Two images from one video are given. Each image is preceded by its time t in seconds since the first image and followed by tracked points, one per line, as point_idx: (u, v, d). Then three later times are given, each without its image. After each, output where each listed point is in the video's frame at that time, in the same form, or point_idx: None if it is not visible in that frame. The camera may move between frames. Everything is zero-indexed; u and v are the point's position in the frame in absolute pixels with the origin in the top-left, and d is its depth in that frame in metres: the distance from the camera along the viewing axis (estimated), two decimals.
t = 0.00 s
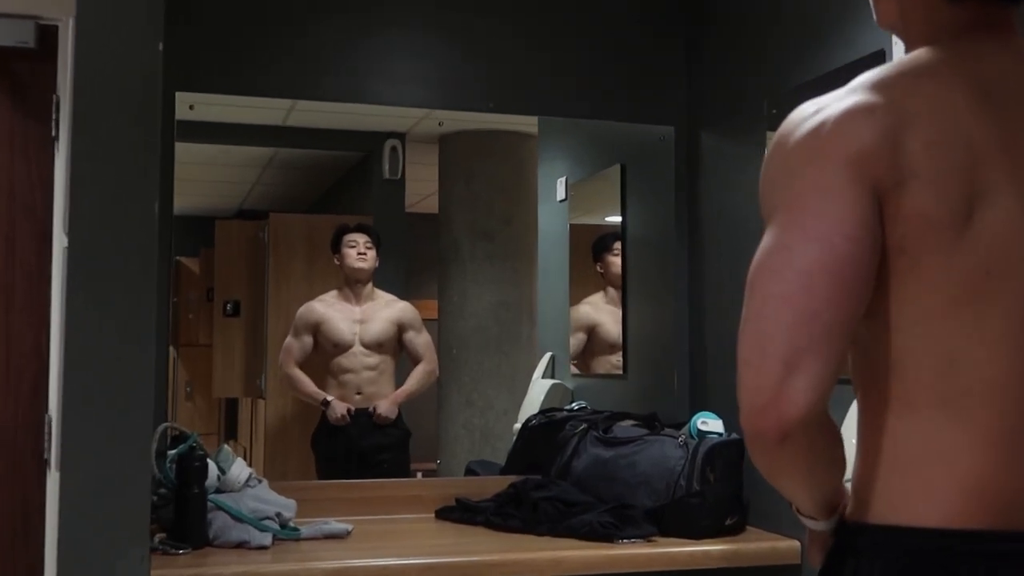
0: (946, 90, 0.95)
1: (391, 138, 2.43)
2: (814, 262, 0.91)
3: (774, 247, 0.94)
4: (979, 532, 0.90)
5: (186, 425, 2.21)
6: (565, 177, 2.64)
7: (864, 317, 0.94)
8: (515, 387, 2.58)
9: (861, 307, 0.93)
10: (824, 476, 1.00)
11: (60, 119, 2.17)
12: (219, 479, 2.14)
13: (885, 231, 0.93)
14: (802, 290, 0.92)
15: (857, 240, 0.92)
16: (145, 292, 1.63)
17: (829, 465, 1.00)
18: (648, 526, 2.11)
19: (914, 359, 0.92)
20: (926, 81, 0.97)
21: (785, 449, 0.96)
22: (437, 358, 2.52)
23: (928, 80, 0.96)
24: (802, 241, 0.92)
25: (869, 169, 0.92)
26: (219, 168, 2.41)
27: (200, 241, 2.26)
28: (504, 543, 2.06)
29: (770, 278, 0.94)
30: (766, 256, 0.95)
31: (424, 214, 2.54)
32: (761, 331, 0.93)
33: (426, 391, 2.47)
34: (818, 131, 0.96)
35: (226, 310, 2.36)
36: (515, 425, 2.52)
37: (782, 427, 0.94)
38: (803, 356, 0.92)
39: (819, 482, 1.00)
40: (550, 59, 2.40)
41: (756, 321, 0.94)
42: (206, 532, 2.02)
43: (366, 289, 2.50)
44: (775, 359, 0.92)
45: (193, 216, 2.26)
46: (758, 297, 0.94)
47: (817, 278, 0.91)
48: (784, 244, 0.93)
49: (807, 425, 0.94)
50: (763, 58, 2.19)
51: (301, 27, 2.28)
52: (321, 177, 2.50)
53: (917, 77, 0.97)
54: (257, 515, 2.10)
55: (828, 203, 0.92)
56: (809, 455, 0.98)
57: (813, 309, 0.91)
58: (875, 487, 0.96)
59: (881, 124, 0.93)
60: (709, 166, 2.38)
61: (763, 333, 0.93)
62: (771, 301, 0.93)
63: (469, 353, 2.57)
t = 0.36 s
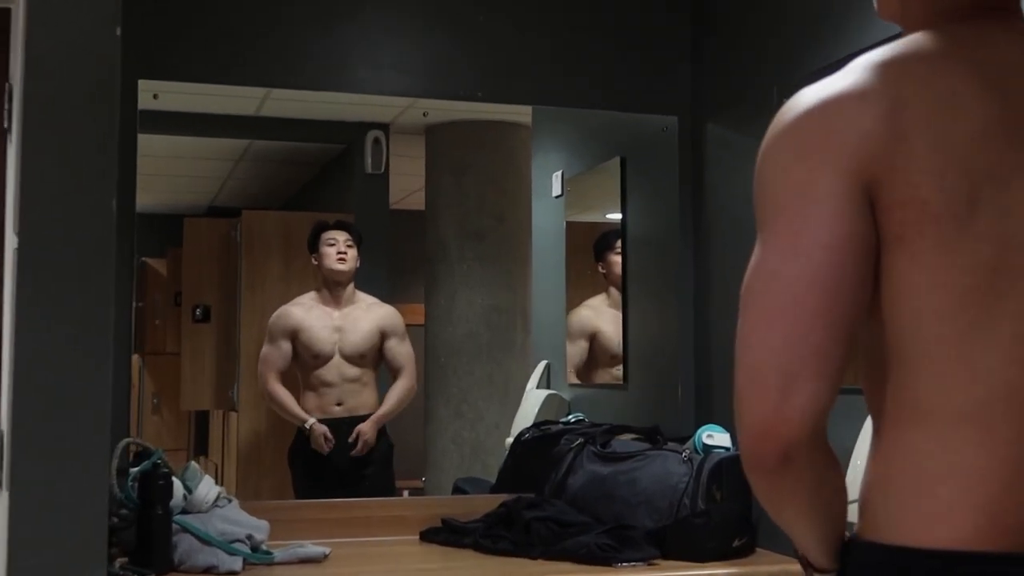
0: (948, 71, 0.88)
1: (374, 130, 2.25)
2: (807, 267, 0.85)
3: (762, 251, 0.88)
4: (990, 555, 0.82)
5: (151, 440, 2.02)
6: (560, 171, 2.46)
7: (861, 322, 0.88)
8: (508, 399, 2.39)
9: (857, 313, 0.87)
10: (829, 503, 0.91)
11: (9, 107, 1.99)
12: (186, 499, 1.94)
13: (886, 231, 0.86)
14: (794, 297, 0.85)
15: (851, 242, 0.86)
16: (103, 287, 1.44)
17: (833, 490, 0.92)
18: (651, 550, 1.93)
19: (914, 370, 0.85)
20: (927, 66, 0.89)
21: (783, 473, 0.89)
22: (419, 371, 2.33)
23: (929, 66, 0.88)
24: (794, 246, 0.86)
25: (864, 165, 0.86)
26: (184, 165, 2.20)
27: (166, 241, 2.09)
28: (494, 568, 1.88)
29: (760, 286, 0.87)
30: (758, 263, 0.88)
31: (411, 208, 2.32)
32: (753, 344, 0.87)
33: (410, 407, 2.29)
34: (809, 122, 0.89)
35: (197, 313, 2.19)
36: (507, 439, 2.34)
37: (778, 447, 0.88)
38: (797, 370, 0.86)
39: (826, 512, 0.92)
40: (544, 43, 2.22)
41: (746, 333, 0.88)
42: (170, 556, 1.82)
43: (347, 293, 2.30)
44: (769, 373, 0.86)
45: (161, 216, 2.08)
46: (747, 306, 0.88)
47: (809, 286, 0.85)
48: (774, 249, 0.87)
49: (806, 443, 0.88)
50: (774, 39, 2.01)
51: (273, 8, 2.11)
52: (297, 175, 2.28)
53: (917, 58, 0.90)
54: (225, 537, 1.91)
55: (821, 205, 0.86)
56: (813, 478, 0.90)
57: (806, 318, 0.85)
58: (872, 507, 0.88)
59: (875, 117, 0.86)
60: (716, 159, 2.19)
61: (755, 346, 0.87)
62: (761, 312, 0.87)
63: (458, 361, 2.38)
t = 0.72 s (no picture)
0: (974, 50, 0.78)
1: (354, 118, 2.08)
2: (816, 255, 0.75)
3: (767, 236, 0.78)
4: (1001, 570, 0.74)
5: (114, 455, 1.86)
6: (556, 164, 2.28)
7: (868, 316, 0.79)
8: (499, 410, 2.21)
9: (866, 306, 0.78)
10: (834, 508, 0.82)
11: None
12: (148, 518, 1.78)
13: (897, 215, 0.76)
14: (803, 288, 0.75)
15: (861, 231, 0.77)
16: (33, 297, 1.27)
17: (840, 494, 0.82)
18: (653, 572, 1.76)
19: (932, 368, 0.75)
20: (950, 40, 0.79)
21: (780, 481, 0.79)
22: (405, 381, 2.15)
23: (959, 49, 0.78)
24: (802, 232, 0.76)
25: (884, 144, 0.76)
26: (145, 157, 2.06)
27: (131, 239, 1.93)
28: None
29: (764, 275, 0.77)
30: (761, 251, 0.79)
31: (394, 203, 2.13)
32: (754, 342, 0.77)
33: (387, 416, 2.12)
34: (820, 102, 0.79)
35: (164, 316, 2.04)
36: (498, 453, 2.17)
37: (779, 454, 0.77)
38: (803, 371, 0.76)
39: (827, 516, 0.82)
40: (538, 27, 2.05)
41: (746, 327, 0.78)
42: None
43: (334, 295, 2.14)
44: (772, 374, 0.76)
45: (122, 212, 1.91)
46: (748, 298, 0.78)
47: (819, 276, 0.75)
48: (780, 233, 0.77)
49: (809, 450, 0.78)
50: (786, 24, 1.85)
51: None
52: (270, 167, 2.12)
53: (938, 35, 0.80)
54: (191, 559, 1.74)
55: (832, 186, 0.76)
56: (815, 487, 0.80)
57: (815, 313, 0.75)
58: (872, 510, 0.80)
59: (896, 94, 0.77)
60: (721, 153, 2.03)
61: (755, 341, 0.77)
62: (764, 304, 0.76)
63: (445, 367, 2.20)
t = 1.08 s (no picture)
0: None
1: (339, 108, 1.91)
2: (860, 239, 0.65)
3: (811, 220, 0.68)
4: None
5: (80, 470, 1.70)
6: (556, 157, 2.11)
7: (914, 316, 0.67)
8: (494, 422, 2.06)
9: (913, 302, 0.67)
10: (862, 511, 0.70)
11: None
12: (118, 539, 1.64)
13: (945, 197, 0.65)
14: (843, 277, 0.65)
15: (907, 224, 0.66)
16: None
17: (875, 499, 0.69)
18: None
19: (976, 368, 0.63)
20: None
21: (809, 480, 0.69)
22: (408, 391, 2.01)
23: None
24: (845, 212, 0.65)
25: (942, 119, 0.65)
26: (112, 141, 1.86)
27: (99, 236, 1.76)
28: None
29: (802, 261, 0.67)
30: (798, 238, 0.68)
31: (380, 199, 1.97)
32: (786, 333, 0.67)
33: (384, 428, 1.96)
34: (866, 86, 0.69)
35: (134, 320, 1.87)
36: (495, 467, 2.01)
37: (809, 452, 0.67)
38: (838, 370, 0.65)
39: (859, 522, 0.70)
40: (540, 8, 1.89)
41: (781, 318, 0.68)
42: None
43: (338, 299, 2.01)
44: (803, 369, 0.66)
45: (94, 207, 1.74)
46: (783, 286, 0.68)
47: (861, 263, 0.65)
48: (824, 215, 0.66)
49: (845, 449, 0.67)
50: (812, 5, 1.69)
51: None
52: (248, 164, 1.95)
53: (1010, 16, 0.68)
54: None
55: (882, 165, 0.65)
56: (850, 491, 0.69)
57: (852, 303, 0.65)
58: (908, 524, 0.68)
59: (957, 67, 0.66)
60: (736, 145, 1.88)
61: (789, 335, 0.66)
62: (801, 293, 0.66)
63: (436, 375, 2.04)
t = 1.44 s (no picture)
0: None
1: (341, 94, 1.77)
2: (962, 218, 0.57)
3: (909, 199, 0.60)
4: None
5: (61, 483, 1.57)
6: (575, 144, 2.00)
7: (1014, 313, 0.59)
8: (507, 430, 1.95)
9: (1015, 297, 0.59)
10: (942, 514, 0.58)
11: None
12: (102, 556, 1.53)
13: None
14: (942, 261, 0.57)
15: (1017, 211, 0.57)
16: None
17: (962, 512, 0.58)
18: None
19: None
20: None
21: (889, 478, 0.58)
22: (432, 402, 1.89)
23: None
24: (947, 188, 0.57)
25: None
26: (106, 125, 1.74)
27: (82, 230, 1.62)
28: None
29: (901, 244, 0.59)
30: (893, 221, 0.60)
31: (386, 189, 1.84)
32: (873, 318, 0.59)
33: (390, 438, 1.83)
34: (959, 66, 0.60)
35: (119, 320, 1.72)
36: (507, 481, 1.88)
37: (891, 446, 0.58)
38: (931, 360, 0.57)
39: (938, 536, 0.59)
40: None
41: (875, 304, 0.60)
42: None
43: (359, 301, 1.89)
44: (892, 359, 0.58)
45: (73, 199, 1.61)
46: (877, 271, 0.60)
47: (962, 244, 0.57)
48: (923, 191, 0.58)
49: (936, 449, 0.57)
50: None
51: None
52: (247, 149, 1.81)
53: None
54: None
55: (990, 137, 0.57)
56: (935, 498, 0.58)
57: (949, 287, 0.57)
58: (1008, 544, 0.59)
59: None
60: (770, 131, 1.74)
61: (879, 323, 0.59)
62: (894, 276, 0.58)
63: (445, 381, 1.92)
